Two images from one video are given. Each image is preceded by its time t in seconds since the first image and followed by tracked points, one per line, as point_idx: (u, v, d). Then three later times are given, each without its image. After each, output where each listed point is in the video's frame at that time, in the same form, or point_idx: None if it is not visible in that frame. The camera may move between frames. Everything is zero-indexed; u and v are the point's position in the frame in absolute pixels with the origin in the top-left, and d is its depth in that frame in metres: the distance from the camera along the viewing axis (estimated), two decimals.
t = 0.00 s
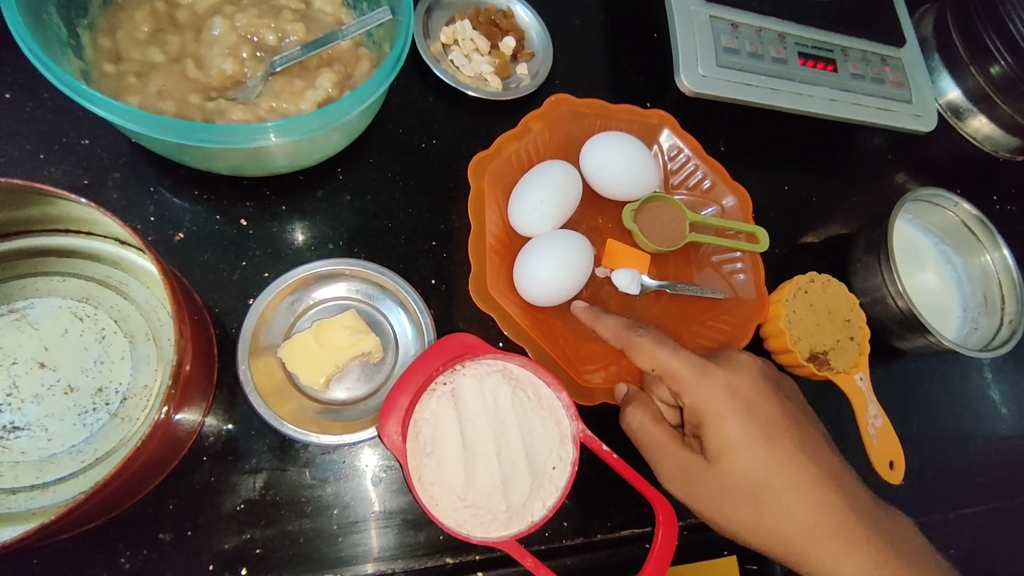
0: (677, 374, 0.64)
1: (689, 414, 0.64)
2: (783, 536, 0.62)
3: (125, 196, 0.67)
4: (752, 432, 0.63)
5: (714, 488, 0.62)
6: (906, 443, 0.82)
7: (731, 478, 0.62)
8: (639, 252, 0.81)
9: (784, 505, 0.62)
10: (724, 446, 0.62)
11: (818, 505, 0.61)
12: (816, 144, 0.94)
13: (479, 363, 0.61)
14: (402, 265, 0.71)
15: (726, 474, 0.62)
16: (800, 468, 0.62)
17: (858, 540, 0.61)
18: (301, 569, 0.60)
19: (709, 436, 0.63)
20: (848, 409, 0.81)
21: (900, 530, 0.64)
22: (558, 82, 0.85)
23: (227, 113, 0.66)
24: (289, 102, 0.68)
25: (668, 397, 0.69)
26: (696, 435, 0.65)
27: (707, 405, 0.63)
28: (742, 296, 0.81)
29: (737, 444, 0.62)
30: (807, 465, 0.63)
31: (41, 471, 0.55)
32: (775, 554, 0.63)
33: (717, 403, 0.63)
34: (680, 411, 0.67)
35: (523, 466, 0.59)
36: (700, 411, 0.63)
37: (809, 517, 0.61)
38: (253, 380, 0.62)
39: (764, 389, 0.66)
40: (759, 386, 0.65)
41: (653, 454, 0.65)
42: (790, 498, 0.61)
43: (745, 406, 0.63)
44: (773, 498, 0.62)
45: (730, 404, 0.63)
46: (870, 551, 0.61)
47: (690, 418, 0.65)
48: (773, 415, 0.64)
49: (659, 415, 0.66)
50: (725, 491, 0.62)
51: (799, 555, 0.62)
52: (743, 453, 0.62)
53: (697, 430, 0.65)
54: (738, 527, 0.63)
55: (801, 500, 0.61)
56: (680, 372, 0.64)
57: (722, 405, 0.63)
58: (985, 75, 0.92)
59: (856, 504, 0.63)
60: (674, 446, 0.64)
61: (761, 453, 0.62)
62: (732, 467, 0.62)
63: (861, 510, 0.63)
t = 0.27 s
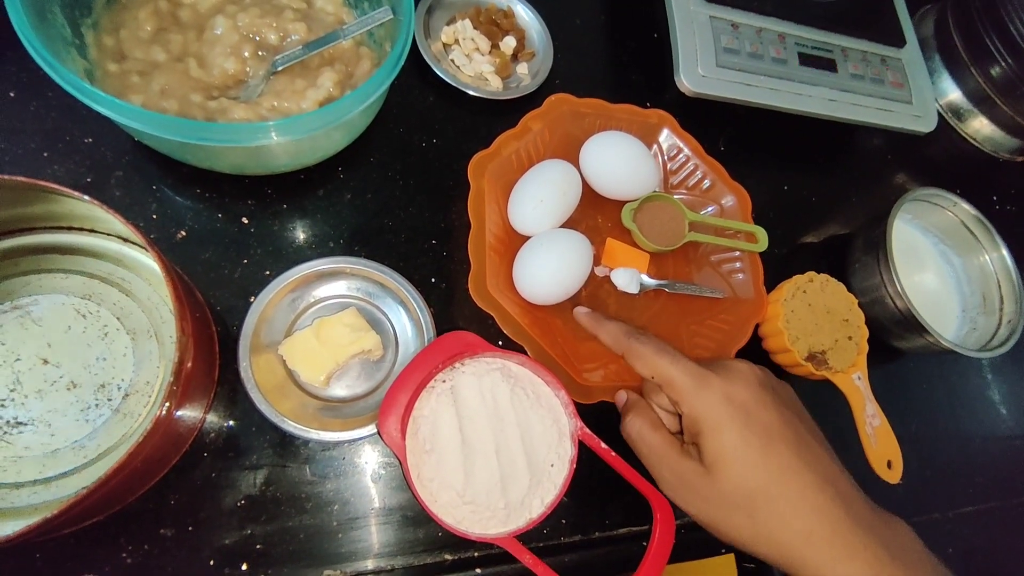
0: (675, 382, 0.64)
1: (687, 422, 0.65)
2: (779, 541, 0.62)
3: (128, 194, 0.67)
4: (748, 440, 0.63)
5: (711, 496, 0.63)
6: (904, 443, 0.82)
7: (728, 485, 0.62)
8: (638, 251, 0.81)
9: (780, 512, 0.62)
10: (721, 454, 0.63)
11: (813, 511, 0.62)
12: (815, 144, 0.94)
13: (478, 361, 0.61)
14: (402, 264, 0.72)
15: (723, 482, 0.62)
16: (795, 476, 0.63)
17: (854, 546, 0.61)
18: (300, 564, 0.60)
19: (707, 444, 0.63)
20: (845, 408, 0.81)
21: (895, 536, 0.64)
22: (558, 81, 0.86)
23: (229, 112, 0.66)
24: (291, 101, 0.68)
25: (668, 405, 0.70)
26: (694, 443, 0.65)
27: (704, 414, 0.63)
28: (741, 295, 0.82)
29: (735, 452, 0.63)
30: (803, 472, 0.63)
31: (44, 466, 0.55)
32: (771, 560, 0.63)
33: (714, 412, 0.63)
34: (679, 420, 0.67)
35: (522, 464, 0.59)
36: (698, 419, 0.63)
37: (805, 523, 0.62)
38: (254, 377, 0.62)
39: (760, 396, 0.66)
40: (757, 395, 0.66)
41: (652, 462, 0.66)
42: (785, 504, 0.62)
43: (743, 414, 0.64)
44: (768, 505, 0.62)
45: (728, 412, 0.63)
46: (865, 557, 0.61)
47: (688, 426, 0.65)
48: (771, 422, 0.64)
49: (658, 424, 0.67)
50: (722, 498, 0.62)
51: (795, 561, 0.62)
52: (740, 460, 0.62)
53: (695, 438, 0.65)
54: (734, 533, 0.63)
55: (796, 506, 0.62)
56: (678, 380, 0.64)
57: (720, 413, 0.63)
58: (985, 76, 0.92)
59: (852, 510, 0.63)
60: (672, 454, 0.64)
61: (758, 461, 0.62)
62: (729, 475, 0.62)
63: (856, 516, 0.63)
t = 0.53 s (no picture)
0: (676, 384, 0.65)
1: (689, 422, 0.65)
2: (781, 541, 0.63)
3: (129, 196, 0.67)
4: (752, 440, 0.63)
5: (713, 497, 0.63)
6: (903, 446, 0.82)
7: (728, 487, 0.63)
8: (638, 254, 0.81)
9: (778, 512, 0.63)
10: (721, 455, 0.63)
11: (812, 510, 0.63)
12: (816, 147, 0.94)
13: (478, 364, 0.61)
14: (403, 266, 0.72)
15: (726, 482, 0.63)
16: (795, 474, 0.64)
17: (850, 545, 0.63)
18: (300, 566, 0.60)
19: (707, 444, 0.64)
20: (845, 412, 0.81)
21: (889, 529, 0.66)
22: (559, 84, 0.86)
23: (231, 115, 0.66)
24: (292, 103, 0.68)
25: (670, 408, 0.69)
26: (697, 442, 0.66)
27: (705, 414, 0.64)
28: (741, 299, 0.82)
29: (735, 454, 0.63)
30: (803, 474, 0.64)
31: (44, 468, 0.56)
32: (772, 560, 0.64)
33: (716, 413, 0.63)
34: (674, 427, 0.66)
35: (521, 466, 0.60)
36: (699, 418, 0.64)
37: (805, 522, 0.63)
38: (255, 379, 0.63)
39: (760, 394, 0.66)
40: (758, 399, 0.66)
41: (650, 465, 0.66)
42: (784, 502, 0.63)
43: (743, 415, 0.64)
44: (768, 507, 0.63)
45: (730, 414, 0.64)
46: (862, 552, 0.63)
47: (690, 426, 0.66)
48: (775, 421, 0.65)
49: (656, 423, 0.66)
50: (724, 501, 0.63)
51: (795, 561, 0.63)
52: (741, 461, 0.63)
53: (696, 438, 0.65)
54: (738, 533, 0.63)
55: (799, 506, 0.63)
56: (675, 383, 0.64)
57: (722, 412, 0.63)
58: (985, 79, 0.92)
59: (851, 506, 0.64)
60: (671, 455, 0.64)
61: (760, 460, 0.63)
62: (733, 477, 0.63)
63: (854, 509, 0.64)
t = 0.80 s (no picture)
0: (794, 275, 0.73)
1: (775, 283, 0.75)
2: (887, 392, 0.72)
3: (126, 195, 0.67)
4: (841, 296, 0.72)
5: (829, 336, 0.70)
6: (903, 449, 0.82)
7: (884, 383, 0.72)
8: (637, 256, 0.81)
9: (878, 345, 0.72)
10: (801, 295, 0.72)
11: (896, 347, 0.73)
12: (816, 149, 0.94)
13: (475, 366, 0.61)
14: (401, 267, 0.71)
15: (835, 319, 0.71)
16: (894, 314, 0.74)
17: (933, 378, 0.74)
18: (296, 568, 0.60)
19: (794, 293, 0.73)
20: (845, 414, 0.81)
21: (966, 356, 0.76)
22: (558, 85, 0.86)
23: (229, 114, 0.66)
24: (290, 103, 0.68)
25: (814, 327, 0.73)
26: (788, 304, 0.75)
27: (785, 275, 0.74)
28: (740, 300, 0.82)
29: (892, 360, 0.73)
30: (881, 308, 0.74)
31: (39, 468, 0.55)
32: (860, 390, 0.72)
33: (787, 275, 0.74)
34: (847, 287, 0.77)
35: (519, 468, 0.59)
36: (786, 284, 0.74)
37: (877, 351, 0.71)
38: (251, 379, 0.63)
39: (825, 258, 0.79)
40: (905, 286, 0.76)
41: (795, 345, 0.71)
42: (889, 348, 0.72)
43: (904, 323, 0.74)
44: (870, 330, 0.72)
45: (820, 291, 0.72)
46: (937, 374, 0.74)
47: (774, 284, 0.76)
48: (843, 294, 0.73)
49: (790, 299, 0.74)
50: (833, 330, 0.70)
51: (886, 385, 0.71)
52: (842, 304, 0.72)
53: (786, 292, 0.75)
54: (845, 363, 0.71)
55: (884, 342, 0.72)
56: (798, 280, 0.73)
57: (809, 278, 0.73)
58: (986, 82, 0.93)
59: (949, 346, 0.75)
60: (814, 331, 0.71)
61: (849, 315, 0.72)
62: (832, 313, 0.71)
63: (944, 352, 0.75)
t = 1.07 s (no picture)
0: (792, 263, 0.72)
1: (798, 292, 0.71)
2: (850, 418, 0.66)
3: (115, 195, 0.66)
4: (855, 320, 0.68)
5: (817, 346, 0.67)
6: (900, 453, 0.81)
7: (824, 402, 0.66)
8: (633, 257, 0.81)
9: (875, 384, 0.66)
10: (824, 313, 0.69)
11: (900, 392, 0.66)
12: (813, 151, 0.93)
13: (467, 368, 0.60)
14: (394, 268, 0.71)
15: (828, 337, 0.67)
16: (904, 361, 0.68)
17: (938, 435, 0.66)
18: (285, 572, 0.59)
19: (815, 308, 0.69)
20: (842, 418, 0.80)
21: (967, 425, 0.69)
22: (555, 85, 0.85)
23: (220, 113, 0.65)
24: (282, 102, 0.67)
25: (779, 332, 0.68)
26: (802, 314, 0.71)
27: (810, 287, 0.70)
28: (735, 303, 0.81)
29: (840, 382, 0.66)
30: (890, 355, 0.67)
31: (23, 471, 0.55)
32: (854, 423, 0.66)
33: (819, 285, 0.70)
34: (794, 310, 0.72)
35: (510, 472, 0.59)
36: (810, 293, 0.70)
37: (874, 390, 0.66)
38: (241, 382, 0.62)
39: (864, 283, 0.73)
40: (841, 299, 0.69)
41: (750, 328, 0.69)
42: (891, 393, 0.66)
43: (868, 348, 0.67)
44: (872, 360, 0.67)
45: (841, 310, 0.68)
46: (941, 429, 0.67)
47: (796, 298, 0.72)
48: (865, 317, 0.69)
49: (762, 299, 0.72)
50: (823, 349, 0.67)
51: (881, 422, 0.66)
52: (850, 327, 0.68)
53: (804, 305, 0.71)
54: (832, 391, 0.66)
55: (886, 384, 0.66)
56: (792, 261, 0.72)
57: (838, 295, 0.69)
58: (984, 84, 0.92)
59: (949, 411, 0.69)
60: (773, 315, 0.69)
61: (857, 340, 0.67)
62: (834, 331, 0.67)
63: (946, 413, 0.68)
